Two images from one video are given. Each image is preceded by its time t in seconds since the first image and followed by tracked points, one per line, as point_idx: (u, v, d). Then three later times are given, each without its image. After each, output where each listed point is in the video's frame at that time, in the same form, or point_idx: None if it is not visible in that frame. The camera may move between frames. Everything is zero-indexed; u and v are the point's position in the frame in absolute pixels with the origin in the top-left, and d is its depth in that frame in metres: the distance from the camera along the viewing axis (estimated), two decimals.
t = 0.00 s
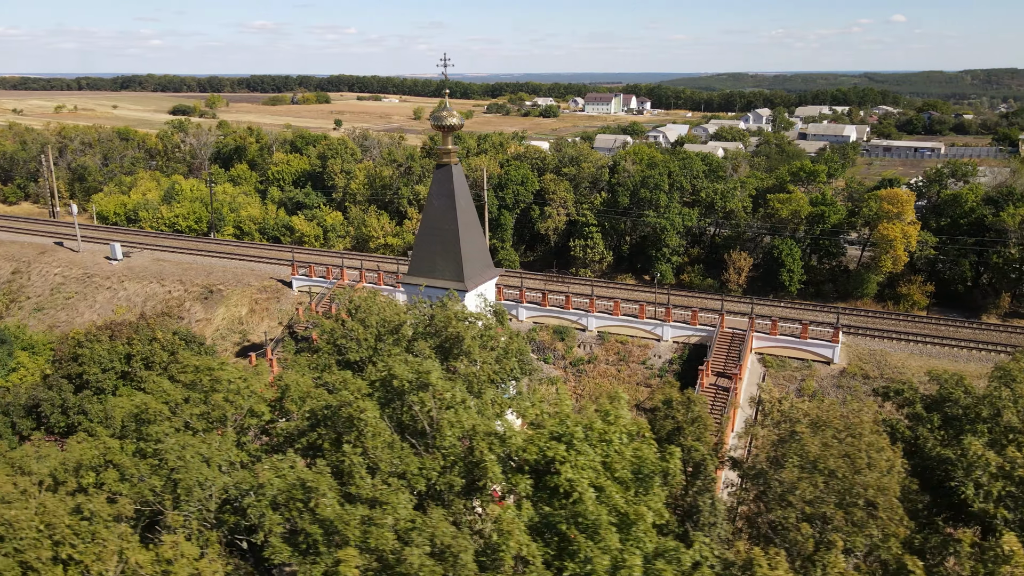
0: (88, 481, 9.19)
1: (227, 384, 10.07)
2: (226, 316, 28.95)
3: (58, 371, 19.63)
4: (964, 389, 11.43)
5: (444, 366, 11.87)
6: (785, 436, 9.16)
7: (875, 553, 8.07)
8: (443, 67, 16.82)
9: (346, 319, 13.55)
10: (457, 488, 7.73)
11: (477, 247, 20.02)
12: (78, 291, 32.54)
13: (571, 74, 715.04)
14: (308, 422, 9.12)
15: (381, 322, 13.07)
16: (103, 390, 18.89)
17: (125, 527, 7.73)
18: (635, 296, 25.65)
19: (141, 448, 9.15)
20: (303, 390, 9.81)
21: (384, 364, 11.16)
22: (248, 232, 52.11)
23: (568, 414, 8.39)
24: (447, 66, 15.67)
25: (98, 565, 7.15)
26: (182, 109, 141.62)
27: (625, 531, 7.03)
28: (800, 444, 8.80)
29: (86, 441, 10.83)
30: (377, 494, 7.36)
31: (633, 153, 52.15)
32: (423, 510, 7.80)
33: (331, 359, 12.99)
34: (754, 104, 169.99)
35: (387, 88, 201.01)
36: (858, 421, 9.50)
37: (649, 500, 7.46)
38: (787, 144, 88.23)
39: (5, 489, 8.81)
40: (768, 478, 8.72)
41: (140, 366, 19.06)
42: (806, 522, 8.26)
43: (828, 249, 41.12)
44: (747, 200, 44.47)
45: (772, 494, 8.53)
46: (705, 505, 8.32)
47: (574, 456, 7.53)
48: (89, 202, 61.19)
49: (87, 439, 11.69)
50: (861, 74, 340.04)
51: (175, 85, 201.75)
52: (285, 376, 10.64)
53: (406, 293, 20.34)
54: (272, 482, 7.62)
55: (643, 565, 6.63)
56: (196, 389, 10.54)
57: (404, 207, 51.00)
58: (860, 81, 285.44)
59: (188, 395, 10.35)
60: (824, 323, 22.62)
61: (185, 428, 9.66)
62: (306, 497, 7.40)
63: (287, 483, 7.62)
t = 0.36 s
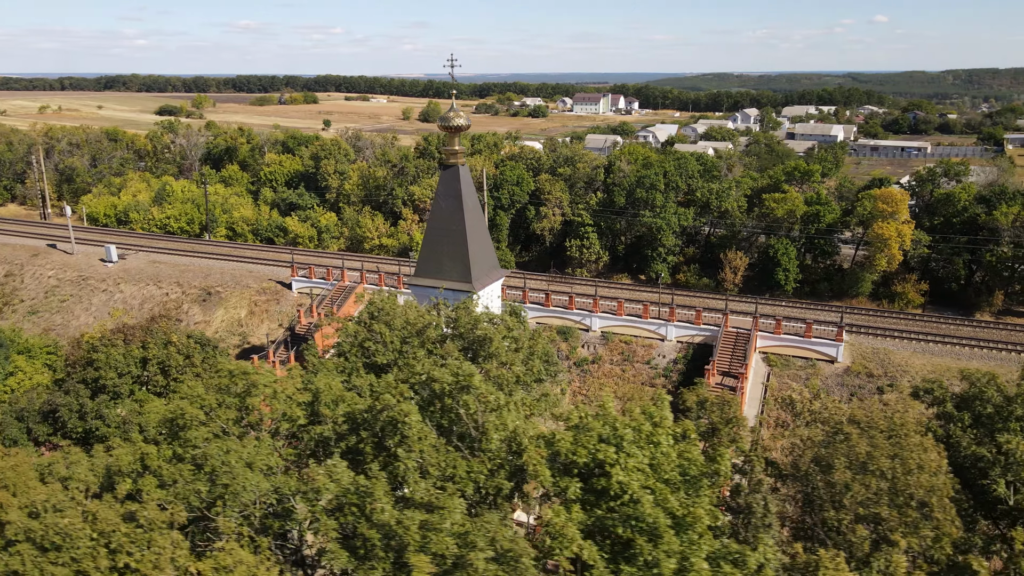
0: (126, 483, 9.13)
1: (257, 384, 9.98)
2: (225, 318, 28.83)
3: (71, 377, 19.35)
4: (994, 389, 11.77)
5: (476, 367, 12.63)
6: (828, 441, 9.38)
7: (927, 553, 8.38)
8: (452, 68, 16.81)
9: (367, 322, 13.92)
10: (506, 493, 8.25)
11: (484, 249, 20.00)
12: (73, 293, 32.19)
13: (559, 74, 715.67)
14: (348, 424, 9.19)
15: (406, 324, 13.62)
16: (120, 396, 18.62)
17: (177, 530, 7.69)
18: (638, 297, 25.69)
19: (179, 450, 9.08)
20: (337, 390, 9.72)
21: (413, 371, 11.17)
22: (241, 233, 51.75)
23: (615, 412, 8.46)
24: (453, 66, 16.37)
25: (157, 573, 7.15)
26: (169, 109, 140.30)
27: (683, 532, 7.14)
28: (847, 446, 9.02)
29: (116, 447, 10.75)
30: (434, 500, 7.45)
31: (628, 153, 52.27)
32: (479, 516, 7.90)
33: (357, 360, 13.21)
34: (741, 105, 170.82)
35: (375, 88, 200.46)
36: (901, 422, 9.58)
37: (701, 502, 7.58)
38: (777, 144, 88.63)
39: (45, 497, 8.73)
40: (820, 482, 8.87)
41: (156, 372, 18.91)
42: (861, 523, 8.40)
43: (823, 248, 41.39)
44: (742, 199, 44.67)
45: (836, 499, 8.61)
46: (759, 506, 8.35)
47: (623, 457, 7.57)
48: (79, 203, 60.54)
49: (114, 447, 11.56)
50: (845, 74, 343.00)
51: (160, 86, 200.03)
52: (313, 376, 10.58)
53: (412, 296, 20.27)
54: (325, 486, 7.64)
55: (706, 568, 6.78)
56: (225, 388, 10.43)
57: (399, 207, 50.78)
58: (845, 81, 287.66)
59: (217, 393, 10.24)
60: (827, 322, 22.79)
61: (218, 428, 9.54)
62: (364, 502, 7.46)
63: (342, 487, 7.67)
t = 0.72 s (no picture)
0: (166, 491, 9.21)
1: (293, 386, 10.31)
2: (224, 320, 28.63)
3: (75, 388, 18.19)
4: None
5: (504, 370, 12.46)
6: (876, 441, 9.53)
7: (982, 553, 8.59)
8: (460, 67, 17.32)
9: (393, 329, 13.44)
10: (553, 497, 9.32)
11: (492, 250, 19.95)
12: (68, 296, 31.83)
13: (546, 74, 716.28)
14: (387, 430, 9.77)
15: (431, 327, 13.41)
16: (139, 401, 17.68)
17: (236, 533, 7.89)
18: (642, 297, 25.73)
19: (219, 454, 9.21)
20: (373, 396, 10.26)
21: (447, 373, 11.60)
22: (234, 235, 51.36)
23: (657, 410, 8.74)
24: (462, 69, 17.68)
25: None
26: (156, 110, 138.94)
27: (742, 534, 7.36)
28: (893, 448, 9.19)
29: (148, 453, 10.75)
30: (489, 505, 7.92)
31: (623, 154, 52.34)
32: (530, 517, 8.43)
33: (387, 364, 12.88)
34: (729, 104, 171.64)
35: (363, 89, 199.87)
36: (945, 423, 9.82)
37: (751, 504, 7.82)
38: (767, 143, 88.97)
39: (91, 505, 8.77)
40: (869, 484, 9.04)
41: (173, 376, 18.26)
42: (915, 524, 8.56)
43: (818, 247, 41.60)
44: (737, 199, 44.87)
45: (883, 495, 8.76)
46: (814, 505, 8.76)
47: (677, 460, 7.83)
48: (67, 204, 59.86)
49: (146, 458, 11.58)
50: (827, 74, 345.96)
51: (146, 85, 198.36)
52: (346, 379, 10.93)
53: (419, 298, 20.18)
54: (382, 491, 8.13)
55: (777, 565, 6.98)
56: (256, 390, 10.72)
57: (393, 207, 50.55)
58: (831, 81, 289.88)
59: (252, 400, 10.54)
60: (831, 321, 22.95)
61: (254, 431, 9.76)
62: (420, 508, 7.96)
63: (398, 493, 8.22)
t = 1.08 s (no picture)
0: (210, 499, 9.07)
1: (324, 387, 9.90)
2: (224, 322, 28.43)
3: (98, 390, 16.86)
4: None
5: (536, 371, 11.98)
6: (922, 443, 9.84)
7: None
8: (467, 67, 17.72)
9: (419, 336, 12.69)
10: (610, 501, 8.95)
11: (499, 252, 19.90)
12: (64, 300, 31.45)
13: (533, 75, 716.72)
14: (424, 435, 9.46)
15: (454, 329, 12.71)
16: (158, 406, 15.83)
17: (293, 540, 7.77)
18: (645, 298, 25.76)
19: (261, 461, 9.05)
20: (407, 399, 9.98)
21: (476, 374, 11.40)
22: (227, 236, 50.97)
23: (702, 412, 8.93)
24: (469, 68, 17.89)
25: None
26: (142, 111, 137.72)
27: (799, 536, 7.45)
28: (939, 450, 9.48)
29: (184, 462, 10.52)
30: (550, 509, 7.68)
31: (618, 154, 52.45)
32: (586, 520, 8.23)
33: (415, 368, 12.26)
34: (717, 105, 172.45)
35: (351, 89, 199.11)
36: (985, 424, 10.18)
37: (804, 505, 7.90)
38: (756, 144, 89.43)
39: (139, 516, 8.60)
40: (919, 486, 9.32)
41: (191, 381, 16.28)
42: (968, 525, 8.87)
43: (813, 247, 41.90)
44: (732, 199, 45.09)
45: (934, 494, 9.04)
46: (866, 507, 9.00)
47: (732, 462, 7.92)
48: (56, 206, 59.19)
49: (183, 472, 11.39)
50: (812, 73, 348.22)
51: (131, 86, 196.58)
52: (375, 378, 10.53)
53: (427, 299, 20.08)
54: (442, 497, 7.81)
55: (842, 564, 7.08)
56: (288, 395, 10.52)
57: (388, 208, 50.35)
58: (815, 81, 291.77)
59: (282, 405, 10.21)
60: (835, 321, 23.09)
61: (288, 437, 9.41)
62: (480, 513, 7.66)
63: (457, 498, 7.88)
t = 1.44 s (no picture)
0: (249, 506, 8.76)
1: (357, 386, 9.66)
2: (223, 325, 28.22)
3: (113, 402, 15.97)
4: None
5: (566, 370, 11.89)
6: (965, 445, 10.24)
7: None
8: (474, 69, 17.63)
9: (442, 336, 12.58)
10: (659, 503, 8.24)
11: (506, 253, 19.87)
12: (59, 303, 31.11)
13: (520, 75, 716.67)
14: (462, 436, 9.48)
15: (481, 333, 12.54)
16: (178, 411, 14.78)
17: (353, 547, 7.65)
18: (649, 298, 25.83)
19: (306, 468, 8.97)
20: (443, 403, 9.92)
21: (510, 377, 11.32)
22: (219, 238, 50.58)
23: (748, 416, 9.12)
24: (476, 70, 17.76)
25: None
26: (127, 112, 136.52)
27: (856, 536, 7.46)
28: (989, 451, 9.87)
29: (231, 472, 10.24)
30: (608, 513, 7.56)
31: (613, 155, 52.58)
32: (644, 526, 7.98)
33: (443, 371, 12.09)
34: (705, 104, 173.24)
35: (338, 90, 198.42)
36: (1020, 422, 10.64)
37: (858, 507, 7.96)
38: (746, 143, 89.88)
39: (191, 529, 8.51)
40: (966, 485, 9.68)
41: (210, 386, 15.35)
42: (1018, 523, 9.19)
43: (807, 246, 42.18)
44: (727, 198, 45.28)
45: (984, 498, 9.35)
46: (919, 508, 9.06)
47: (783, 463, 8.00)
48: (44, 208, 58.53)
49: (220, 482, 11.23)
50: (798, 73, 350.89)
51: (115, 85, 194.69)
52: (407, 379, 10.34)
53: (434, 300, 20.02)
54: (501, 503, 7.68)
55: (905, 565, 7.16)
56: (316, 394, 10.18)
57: (382, 208, 50.15)
58: (801, 81, 293.77)
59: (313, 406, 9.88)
60: (837, 320, 23.26)
61: (325, 440, 9.15)
62: (541, 518, 7.52)
63: (516, 504, 7.74)
